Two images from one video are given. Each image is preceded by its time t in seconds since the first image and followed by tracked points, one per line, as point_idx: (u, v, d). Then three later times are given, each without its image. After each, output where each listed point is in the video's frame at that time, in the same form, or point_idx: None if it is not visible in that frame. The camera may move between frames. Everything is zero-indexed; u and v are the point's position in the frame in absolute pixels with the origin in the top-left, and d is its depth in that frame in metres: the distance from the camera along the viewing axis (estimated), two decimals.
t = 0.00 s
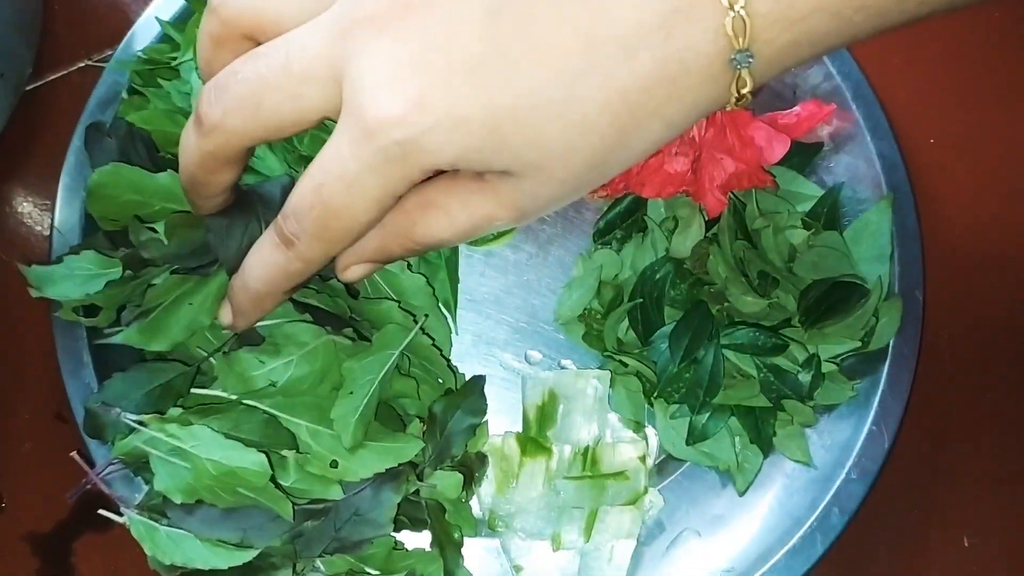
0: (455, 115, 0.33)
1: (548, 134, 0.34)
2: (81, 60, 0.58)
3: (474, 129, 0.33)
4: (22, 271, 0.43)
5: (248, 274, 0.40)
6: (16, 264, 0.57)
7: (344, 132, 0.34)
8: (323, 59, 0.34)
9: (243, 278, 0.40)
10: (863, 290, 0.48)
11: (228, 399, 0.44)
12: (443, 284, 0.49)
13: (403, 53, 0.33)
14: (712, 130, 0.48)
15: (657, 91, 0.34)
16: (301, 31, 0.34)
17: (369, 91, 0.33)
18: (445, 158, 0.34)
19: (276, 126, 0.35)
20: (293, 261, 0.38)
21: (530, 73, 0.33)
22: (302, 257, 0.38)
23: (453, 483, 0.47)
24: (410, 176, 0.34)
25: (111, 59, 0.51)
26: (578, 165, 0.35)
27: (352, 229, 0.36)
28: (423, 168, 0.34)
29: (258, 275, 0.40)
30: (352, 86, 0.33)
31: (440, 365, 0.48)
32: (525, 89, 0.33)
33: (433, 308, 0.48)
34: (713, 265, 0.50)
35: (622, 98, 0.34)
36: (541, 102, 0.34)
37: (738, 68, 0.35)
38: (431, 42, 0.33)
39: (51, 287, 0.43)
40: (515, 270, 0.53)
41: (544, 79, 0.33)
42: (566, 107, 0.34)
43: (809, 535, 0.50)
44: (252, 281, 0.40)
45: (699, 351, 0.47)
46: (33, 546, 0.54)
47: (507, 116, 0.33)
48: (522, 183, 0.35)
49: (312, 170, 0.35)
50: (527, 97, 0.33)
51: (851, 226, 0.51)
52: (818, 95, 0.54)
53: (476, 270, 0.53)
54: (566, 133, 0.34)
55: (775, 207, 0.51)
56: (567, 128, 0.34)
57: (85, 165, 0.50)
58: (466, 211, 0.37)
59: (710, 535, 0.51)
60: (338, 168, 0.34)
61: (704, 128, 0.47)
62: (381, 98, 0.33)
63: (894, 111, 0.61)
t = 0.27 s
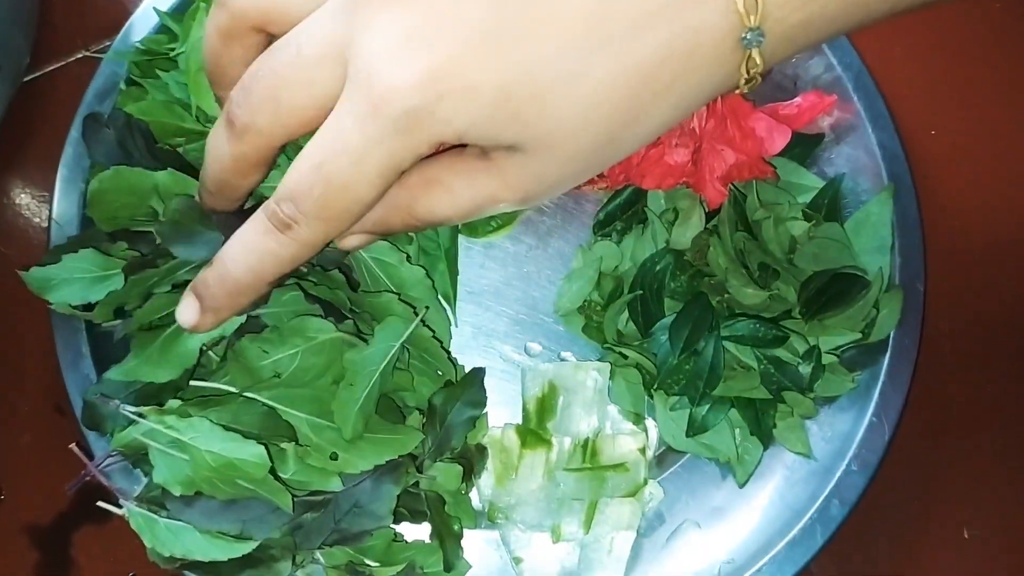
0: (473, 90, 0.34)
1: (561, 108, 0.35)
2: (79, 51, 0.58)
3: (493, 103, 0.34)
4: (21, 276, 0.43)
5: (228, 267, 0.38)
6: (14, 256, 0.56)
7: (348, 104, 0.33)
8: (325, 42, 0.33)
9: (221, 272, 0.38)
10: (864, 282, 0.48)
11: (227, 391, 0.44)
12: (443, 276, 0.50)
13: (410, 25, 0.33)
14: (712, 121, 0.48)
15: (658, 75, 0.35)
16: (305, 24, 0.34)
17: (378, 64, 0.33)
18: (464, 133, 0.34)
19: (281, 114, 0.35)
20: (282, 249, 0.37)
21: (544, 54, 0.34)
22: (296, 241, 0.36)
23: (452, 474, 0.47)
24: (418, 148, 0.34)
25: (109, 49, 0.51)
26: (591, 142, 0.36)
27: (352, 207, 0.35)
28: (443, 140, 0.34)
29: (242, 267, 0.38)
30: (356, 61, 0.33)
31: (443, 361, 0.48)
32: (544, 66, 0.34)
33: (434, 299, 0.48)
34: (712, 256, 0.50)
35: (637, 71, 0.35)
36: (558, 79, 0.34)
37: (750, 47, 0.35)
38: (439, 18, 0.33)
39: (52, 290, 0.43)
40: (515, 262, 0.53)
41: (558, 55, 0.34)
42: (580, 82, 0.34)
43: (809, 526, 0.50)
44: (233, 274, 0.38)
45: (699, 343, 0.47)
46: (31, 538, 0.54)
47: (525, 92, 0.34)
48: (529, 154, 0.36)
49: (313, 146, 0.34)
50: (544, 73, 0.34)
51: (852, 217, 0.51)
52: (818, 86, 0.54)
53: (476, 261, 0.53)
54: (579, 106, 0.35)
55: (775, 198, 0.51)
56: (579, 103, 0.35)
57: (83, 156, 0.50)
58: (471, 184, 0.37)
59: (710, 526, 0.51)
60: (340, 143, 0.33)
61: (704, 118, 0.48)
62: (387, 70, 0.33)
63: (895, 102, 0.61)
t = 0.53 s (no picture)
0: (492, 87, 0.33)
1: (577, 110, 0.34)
2: (77, 47, 0.58)
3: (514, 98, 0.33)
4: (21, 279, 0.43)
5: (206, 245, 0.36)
6: (13, 252, 0.56)
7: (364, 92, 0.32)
8: (349, 35, 0.33)
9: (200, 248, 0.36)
10: (862, 278, 0.48)
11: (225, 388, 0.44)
12: (443, 271, 0.49)
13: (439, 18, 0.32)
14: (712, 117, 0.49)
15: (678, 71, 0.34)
16: (334, 27, 0.34)
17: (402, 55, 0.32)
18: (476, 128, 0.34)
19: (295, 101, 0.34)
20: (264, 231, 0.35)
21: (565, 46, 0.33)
22: (281, 224, 0.35)
23: (451, 470, 0.47)
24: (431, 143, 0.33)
25: (107, 45, 0.51)
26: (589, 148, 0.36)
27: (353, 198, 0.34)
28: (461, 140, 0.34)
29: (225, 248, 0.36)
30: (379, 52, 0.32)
31: (442, 357, 0.48)
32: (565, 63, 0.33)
33: (432, 295, 0.48)
34: (711, 253, 0.50)
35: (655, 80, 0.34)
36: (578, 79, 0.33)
37: (766, 43, 0.34)
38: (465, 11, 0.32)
39: (52, 292, 0.43)
40: (514, 258, 0.53)
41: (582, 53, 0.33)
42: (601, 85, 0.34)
43: (808, 522, 0.50)
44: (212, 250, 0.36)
45: (698, 339, 0.47)
46: (30, 534, 0.54)
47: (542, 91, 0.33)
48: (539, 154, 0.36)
49: (318, 125, 0.32)
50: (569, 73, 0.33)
51: (851, 213, 0.51)
52: (818, 82, 0.54)
53: (474, 256, 0.53)
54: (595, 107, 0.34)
55: (774, 193, 0.51)
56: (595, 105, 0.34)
57: (80, 152, 0.49)
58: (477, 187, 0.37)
59: (708, 522, 0.51)
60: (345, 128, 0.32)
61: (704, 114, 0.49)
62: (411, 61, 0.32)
63: (894, 98, 0.61)
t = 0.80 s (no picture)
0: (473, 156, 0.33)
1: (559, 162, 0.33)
2: (76, 45, 0.58)
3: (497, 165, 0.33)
4: (26, 306, 0.43)
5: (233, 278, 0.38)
6: (11, 249, 0.56)
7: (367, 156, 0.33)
8: (355, 85, 0.33)
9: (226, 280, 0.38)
10: (860, 276, 0.48)
11: (224, 383, 0.44)
12: (440, 269, 0.49)
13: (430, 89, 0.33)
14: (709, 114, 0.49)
15: (679, 103, 0.33)
16: (328, 87, 0.34)
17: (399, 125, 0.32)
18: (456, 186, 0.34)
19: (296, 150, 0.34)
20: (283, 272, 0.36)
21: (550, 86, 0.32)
22: (287, 271, 0.36)
23: (450, 467, 0.47)
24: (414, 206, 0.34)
25: (106, 43, 0.51)
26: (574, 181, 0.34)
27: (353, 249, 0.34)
28: (442, 201, 0.34)
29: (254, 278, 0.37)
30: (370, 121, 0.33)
31: (440, 353, 0.48)
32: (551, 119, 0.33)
33: (430, 292, 0.48)
34: (709, 250, 0.49)
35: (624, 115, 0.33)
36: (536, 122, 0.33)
37: (759, 75, 0.33)
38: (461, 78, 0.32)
39: (60, 314, 0.44)
40: (513, 255, 0.53)
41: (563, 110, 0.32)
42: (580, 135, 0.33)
43: (806, 519, 0.50)
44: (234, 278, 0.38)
45: (695, 335, 0.47)
46: (28, 531, 0.54)
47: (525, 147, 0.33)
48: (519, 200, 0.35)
49: (318, 180, 0.33)
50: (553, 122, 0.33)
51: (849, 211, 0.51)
52: (816, 79, 0.54)
53: (473, 254, 0.53)
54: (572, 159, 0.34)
55: (771, 191, 0.51)
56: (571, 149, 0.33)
57: (79, 149, 0.50)
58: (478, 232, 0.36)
59: (706, 519, 0.51)
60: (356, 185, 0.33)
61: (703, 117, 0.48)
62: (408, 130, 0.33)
63: (893, 97, 0.61)
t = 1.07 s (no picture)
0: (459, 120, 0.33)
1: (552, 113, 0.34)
2: (74, 45, 0.58)
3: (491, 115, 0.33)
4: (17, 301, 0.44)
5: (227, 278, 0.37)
6: (10, 250, 0.56)
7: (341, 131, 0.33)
8: (331, 28, 0.32)
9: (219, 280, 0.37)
10: (858, 275, 0.48)
11: (224, 384, 0.45)
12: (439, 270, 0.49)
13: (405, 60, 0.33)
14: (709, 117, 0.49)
15: (669, 77, 0.35)
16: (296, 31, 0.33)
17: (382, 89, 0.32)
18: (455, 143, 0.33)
19: (261, 122, 0.33)
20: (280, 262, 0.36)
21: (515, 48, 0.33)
22: (289, 253, 0.35)
23: (449, 468, 0.47)
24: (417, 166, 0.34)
25: (104, 43, 0.51)
26: (567, 149, 0.35)
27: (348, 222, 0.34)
28: (424, 160, 0.34)
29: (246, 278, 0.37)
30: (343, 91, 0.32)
31: (440, 353, 0.48)
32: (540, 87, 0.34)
33: (427, 292, 0.48)
34: (706, 250, 0.49)
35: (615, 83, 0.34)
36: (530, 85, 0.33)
37: (745, 60, 0.35)
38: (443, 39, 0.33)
39: (50, 309, 0.44)
40: (511, 255, 0.53)
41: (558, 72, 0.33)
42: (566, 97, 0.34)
43: (804, 519, 0.50)
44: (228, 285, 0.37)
45: (693, 335, 0.48)
46: (27, 532, 0.54)
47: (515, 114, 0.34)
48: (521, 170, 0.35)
49: (310, 154, 0.33)
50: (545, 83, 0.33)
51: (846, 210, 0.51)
52: (813, 80, 0.54)
53: (471, 254, 0.53)
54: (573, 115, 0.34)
55: (769, 192, 0.51)
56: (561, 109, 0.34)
57: (77, 150, 0.50)
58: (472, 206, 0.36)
59: (704, 518, 0.51)
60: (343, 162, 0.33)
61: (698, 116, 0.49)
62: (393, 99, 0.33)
63: (891, 98, 0.61)
